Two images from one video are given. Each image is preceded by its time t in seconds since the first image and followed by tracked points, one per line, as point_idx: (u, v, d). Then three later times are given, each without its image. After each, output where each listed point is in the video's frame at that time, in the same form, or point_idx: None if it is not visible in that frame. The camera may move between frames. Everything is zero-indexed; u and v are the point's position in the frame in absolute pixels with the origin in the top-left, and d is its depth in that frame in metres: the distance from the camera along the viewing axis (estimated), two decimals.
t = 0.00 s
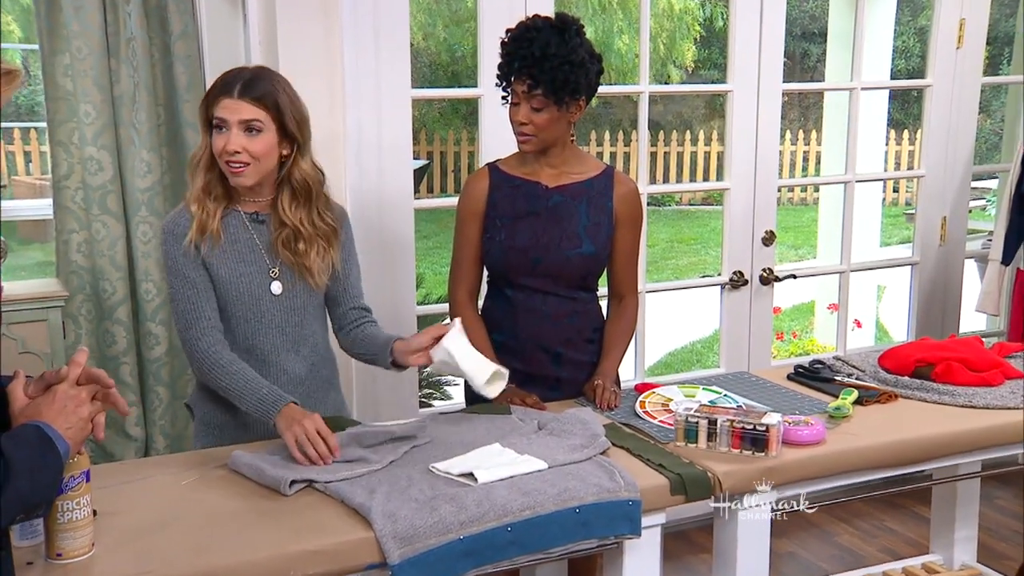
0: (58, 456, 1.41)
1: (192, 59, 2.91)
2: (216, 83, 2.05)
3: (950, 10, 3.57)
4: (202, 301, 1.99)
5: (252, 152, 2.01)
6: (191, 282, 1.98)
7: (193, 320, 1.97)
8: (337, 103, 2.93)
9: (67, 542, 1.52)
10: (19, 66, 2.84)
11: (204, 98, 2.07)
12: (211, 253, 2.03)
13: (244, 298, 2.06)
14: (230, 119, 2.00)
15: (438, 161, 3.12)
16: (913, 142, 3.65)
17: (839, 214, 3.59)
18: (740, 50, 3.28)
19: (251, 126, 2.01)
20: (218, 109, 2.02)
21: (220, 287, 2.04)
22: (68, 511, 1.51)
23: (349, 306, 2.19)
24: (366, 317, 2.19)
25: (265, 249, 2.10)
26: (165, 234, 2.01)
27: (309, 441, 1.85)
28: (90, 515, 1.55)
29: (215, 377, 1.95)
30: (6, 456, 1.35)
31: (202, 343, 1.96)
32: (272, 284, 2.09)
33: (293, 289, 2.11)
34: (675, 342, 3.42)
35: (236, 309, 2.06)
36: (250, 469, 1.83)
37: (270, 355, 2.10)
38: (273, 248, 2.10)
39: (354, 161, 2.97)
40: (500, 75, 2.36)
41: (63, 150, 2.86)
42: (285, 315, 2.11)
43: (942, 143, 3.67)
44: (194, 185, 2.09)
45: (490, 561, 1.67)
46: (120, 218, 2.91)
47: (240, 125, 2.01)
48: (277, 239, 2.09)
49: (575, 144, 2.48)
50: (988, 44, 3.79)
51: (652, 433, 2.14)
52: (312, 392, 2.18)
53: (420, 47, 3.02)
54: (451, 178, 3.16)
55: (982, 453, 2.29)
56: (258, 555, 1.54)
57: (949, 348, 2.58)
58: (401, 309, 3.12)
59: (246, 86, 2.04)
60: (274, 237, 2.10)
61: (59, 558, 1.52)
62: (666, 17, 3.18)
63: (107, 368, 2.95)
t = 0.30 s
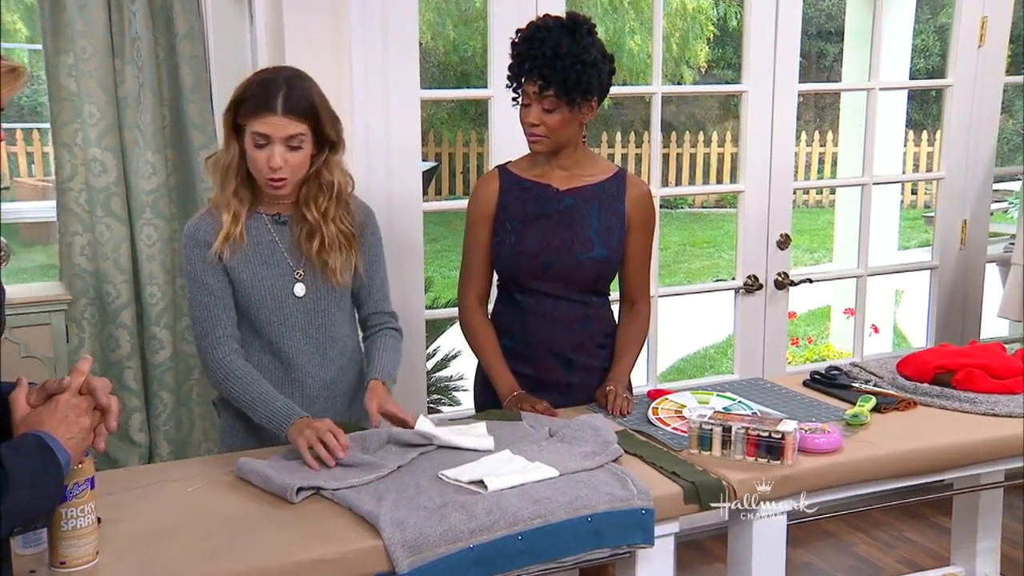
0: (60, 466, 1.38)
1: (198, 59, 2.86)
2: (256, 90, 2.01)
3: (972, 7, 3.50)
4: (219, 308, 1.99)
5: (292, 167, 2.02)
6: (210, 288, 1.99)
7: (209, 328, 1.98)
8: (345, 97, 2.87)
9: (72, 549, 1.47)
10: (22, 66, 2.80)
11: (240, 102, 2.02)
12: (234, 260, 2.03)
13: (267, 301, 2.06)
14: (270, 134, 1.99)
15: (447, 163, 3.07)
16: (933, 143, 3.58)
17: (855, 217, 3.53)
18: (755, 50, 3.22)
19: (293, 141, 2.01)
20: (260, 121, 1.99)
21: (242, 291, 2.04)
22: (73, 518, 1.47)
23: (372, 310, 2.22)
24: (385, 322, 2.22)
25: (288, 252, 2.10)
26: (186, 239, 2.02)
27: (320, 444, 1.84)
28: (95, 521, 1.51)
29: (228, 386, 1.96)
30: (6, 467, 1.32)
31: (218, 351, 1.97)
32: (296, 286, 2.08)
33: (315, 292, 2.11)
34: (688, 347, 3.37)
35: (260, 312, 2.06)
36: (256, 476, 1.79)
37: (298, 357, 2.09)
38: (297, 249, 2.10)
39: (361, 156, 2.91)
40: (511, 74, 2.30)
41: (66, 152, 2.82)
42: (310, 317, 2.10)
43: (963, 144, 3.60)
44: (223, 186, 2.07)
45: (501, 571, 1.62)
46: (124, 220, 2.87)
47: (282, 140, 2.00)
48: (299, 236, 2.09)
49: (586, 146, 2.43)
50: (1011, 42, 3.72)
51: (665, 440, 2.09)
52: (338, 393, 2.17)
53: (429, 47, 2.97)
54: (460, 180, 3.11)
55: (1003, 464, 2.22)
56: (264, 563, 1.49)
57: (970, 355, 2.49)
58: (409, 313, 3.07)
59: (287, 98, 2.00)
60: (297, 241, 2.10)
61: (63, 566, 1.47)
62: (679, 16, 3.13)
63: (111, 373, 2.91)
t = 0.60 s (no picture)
0: (63, 473, 1.33)
1: (202, 59, 2.81)
2: (308, 103, 1.93)
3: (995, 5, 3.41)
4: (225, 321, 1.93)
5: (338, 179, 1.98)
6: (220, 300, 1.93)
7: (214, 339, 1.91)
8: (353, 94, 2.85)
9: (74, 558, 1.43)
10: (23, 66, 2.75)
11: (285, 112, 1.94)
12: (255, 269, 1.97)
13: (287, 307, 2.01)
14: (323, 149, 1.93)
15: (455, 164, 3.01)
16: (954, 144, 3.51)
17: (873, 220, 3.45)
18: (770, 49, 3.16)
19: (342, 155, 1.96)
20: (312, 137, 1.92)
21: (258, 297, 1.99)
22: (75, 527, 1.43)
23: (386, 309, 2.19)
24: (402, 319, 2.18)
25: (307, 257, 2.05)
26: (198, 248, 1.95)
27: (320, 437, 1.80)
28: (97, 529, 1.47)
29: (230, 399, 1.90)
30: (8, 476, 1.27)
31: (219, 365, 1.90)
32: (318, 291, 2.04)
33: (337, 295, 2.07)
34: (701, 353, 3.30)
35: (280, 319, 2.00)
36: (261, 484, 1.74)
37: (320, 361, 2.05)
38: (321, 253, 2.06)
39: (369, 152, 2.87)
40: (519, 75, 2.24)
41: (68, 153, 2.77)
42: (330, 321, 2.05)
43: (984, 146, 3.53)
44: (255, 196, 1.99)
45: None
46: (127, 222, 2.82)
47: (333, 156, 1.95)
48: (320, 237, 2.06)
49: (597, 147, 2.37)
50: None
51: (678, 448, 2.02)
52: (360, 398, 2.12)
53: (437, 46, 2.92)
54: (468, 182, 3.04)
55: None
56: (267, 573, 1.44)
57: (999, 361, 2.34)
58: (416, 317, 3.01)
59: (339, 112, 1.94)
60: (319, 247, 2.06)
61: None
62: (693, 15, 3.06)
63: (113, 378, 2.85)
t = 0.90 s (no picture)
0: (65, 482, 1.29)
1: (208, 58, 2.76)
2: (331, 105, 1.88)
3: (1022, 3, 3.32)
4: (247, 325, 1.86)
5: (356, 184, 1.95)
6: (243, 304, 1.86)
7: (241, 342, 1.85)
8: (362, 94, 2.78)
9: (78, 569, 1.38)
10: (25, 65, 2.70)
11: (307, 115, 1.89)
12: (270, 274, 1.91)
13: (302, 313, 1.95)
14: (346, 154, 1.89)
15: (465, 166, 2.95)
16: (978, 145, 3.43)
17: (894, 224, 3.38)
18: (788, 48, 3.09)
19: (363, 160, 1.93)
20: (335, 141, 1.88)
21: (273, 302, 1.93)
22: (78, 536, 1.37)
23: (394, 315, 2.13)
24: (408, 326, 2.13)
25: (321, 262, 1.99)
26: (215, 251, 1.88)
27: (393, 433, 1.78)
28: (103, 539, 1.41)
29: (270, 400, 1.85)
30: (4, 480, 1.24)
31: (247, 368, 1.85)
32: (333, 297, 1.98)
33: (350, 302, 2.01)
34: (716, 358, 3.24)
35: (295, 325, 1.95)
36: (269, 492, 1.68)
37: (333, 368, 1.98)
38: (335, 257, 2.00)
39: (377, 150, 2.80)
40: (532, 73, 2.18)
41: (71, 154, 2.72)
42: (343, 328, 1.99)
43: (1008, 148, 3.45)
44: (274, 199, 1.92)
45: None
46: (131, 225, 2.77)
47: (354, 160, 1.92)
48: (334, 241, 2.00)
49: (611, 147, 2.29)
50: None
51: (694, 456, 1.94)
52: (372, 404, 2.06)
53: (446, 45, 2.85)
54: (478, 184, 2.98)
55: None
56: None
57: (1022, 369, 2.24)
58: (425, 322, 2.95)
59: (363, 116, 1.90)
60: (333, 251, 2.00)
61: None
62: (708, 13, 3.00)
63: (116, 383, 2.80)
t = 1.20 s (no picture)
0: (67, 491, 1.25)
1: (211, 57, 2.70)
2: (339, 105, 1.82)
3: None
4: (241, 331, 1.79)
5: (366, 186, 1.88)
6: (238, 309, 1.79)
7: (225, 348, 1.77)
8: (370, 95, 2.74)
9: None
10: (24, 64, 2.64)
11: (314, 116, 1.82)
12: (275, 278, 1.85)
13: (308, 319, 1.88)
14: (355, 155, 1.83)
15: (473, 167, 2.88)
16: (1002, 145, 3.35)
17: (913, 227, 3.30)
18: (805, 47, 3.02)
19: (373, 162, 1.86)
20: (344, 142, 1.81)
21: (278, 307, 1.86)
22: (79, 546, 1.33)
23: (408, 317, 2.06)
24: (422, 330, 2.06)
25: (328, 266, 1.92)
26: (217, 255, 1.82)
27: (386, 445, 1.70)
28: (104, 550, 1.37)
29: (249, 408, 1.77)
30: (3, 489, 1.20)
31: (230, 375, 1.77)
32: (340, 303, 1.91)
33: (358, 307, 1.94)
34: (731, 366, 3.16)
35: (300, 330, 1.88)
36: (274, 501, 1.61)
37: (341, 375, 1.92)
38: (343, 261, 1.94)
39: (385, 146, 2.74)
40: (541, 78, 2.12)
41: (72, 155, 2.66)
42: (351, 334, 1.93)
43: None
44: (280, 204, 1.85)
45: None
46: (133, 228, 2.71)
47: (363, 162, 1.85)
48: (342, 245, 1.94)
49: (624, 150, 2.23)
50: None
51: (707, 466, 1.85)
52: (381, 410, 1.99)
53: (454, 44, 2.79)
54: (487, 186, 2.91)
55: None
56: None
57: None
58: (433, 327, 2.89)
59: (372, 117, 1.84)
60: (341, 255, 1.94)
61: None
62: (723, 11, 2.94)
63: (116, 389, 2.74)
